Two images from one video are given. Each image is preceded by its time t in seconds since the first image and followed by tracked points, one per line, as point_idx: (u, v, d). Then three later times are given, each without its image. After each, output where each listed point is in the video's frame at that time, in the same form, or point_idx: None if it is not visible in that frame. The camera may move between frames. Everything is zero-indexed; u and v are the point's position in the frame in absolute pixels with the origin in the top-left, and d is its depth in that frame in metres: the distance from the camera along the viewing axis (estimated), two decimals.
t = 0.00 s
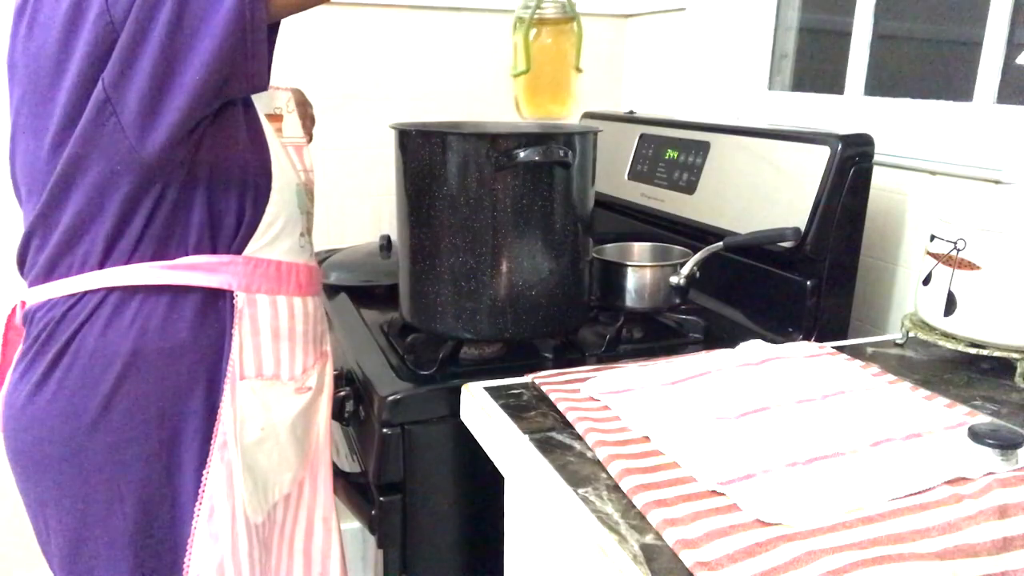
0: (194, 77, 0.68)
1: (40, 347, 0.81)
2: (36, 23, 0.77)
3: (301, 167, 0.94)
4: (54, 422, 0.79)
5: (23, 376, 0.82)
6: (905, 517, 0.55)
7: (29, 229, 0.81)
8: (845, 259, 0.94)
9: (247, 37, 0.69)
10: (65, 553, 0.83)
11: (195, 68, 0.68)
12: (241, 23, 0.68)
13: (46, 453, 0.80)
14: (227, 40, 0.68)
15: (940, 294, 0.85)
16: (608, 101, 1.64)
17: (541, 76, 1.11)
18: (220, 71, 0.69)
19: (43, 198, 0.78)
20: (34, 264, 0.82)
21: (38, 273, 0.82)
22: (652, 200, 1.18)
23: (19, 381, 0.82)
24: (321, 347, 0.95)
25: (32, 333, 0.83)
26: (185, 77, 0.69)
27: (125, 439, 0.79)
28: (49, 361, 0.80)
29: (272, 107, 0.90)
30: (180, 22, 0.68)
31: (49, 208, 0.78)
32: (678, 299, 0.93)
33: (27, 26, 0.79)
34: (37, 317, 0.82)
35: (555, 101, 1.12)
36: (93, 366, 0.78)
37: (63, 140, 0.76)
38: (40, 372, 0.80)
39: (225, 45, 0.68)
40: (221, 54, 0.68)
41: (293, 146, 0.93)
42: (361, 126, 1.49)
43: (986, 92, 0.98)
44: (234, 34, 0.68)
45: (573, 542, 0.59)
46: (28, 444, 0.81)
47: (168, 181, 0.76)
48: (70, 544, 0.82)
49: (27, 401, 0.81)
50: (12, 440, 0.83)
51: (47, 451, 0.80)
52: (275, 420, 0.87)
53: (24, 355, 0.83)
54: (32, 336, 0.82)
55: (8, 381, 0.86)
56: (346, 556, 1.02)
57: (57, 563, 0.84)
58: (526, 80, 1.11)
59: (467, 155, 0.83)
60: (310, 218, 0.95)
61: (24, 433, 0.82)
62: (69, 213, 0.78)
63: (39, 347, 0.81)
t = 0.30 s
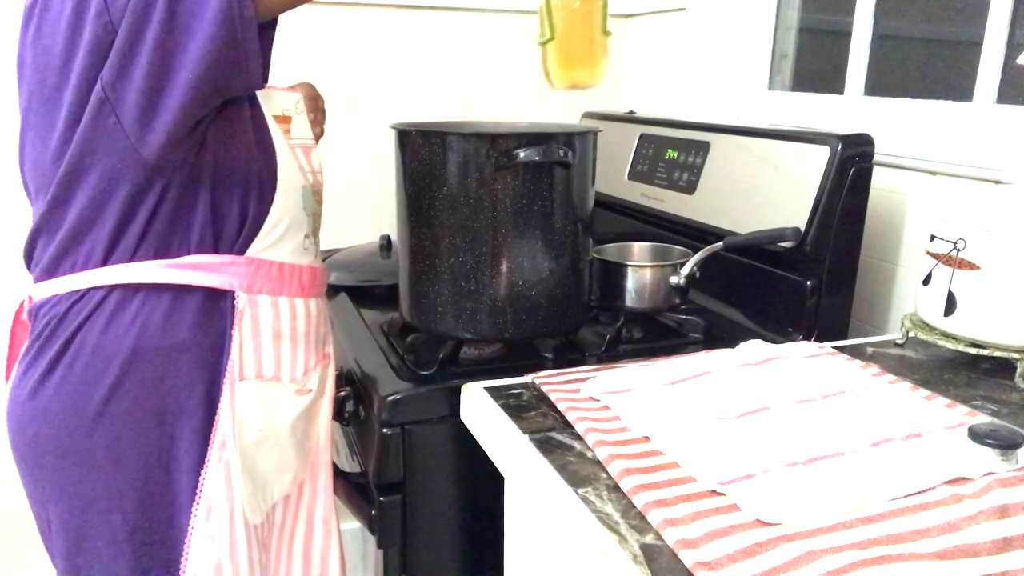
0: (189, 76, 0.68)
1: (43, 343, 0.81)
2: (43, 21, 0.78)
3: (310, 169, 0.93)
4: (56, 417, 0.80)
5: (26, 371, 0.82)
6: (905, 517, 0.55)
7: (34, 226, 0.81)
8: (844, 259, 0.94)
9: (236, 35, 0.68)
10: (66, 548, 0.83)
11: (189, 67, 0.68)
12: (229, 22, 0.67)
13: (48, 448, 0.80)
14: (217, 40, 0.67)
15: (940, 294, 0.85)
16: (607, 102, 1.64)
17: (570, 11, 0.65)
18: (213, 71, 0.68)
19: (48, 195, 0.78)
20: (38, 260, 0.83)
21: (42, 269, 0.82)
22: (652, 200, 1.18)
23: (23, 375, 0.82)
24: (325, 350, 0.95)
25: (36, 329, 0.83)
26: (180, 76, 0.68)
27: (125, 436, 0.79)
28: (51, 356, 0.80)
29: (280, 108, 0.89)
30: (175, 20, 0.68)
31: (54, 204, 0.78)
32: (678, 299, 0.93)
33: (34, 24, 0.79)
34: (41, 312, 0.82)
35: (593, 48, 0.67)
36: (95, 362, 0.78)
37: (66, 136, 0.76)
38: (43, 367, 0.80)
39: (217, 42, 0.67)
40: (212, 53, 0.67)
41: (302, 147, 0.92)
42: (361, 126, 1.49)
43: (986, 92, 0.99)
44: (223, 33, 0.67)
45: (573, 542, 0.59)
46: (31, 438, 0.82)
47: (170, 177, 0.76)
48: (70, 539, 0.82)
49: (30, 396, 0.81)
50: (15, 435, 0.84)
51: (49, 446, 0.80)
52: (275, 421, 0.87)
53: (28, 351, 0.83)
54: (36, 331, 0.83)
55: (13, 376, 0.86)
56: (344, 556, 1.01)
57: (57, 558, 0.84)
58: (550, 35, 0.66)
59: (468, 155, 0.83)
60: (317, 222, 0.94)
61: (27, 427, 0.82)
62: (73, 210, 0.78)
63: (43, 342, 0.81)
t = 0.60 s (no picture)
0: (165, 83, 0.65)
1: (39, 340, 0.81)
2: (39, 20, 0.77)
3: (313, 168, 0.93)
4: (49, 415, 0.79)
5: (24, 368, 0.82)
6: (905, 517, 0.55)
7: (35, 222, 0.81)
8: (844, 259, 0.94)
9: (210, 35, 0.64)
10: (61, 544, 0.83)
11: (165, 76, 0.65)
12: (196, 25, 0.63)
13: (43, 445, 0.80)
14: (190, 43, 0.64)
15: (940, 294, 0.85)
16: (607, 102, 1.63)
17: None
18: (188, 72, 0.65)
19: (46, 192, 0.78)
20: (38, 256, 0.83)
21: (41, 266, 0.82)
22: (652, 200, 1.18)
23: (21, 372, 0.83)
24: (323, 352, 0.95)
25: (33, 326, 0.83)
26: (158, 83, 0.65)
27: (117, 435, 0.79)
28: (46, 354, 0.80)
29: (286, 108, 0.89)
30: (151, 19, 0.65)
31: (53, 201, 0.78)
32: (678, 299, 0.93)
33: (32, 20, 0.78)
34: (38, 310, 0.82)
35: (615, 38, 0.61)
36: (87, 361, 0.78)
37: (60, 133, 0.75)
38: (38, 365, 0.80)
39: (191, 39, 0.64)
40: (186, 56, 0.64)
41: (306, 147, 0.92)
42: (361, 126, 1.49)
43: (986, 92, 0.99)
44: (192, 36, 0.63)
45: (573, 542, 0.59)
46: (26, 435, 0.82)
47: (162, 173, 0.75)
48: (65, 536, 0.82)
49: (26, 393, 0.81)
50: (12, 431, 0.84)
51: (43, 443, 0.80)
52: (268, 423, 0.86)
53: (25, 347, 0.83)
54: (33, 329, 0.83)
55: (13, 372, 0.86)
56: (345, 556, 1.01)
57: (53, 553, 0.85)
58: (566, 17, 0.60)
59: (467, 155, 0.83)
60: (321, 222, 0.95)
61: (22, 424, 0.82)
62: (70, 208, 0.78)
63: (39, 340, 0.81)
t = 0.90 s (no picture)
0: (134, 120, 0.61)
1: (25, 346, 0.80)
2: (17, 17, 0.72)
3: (308, 172, 0.93)
4: (33, 422, 0.78)
5: (10, 372, 0.81)
6: (905, 517, 0.55)
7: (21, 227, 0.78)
8: (844, 259, 0.94)
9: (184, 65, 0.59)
10: (44, 549, 0.82)
11: (132, 113, 0.60)
12: (168, 57, 0.58)
13: (28, 452, 0.79)
14: (162, 74, 0.58)
15: (940, 294, 0.85)
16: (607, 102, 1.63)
17: (608, 24, 0.54)
18: (158, 102, 0.60)
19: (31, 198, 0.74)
20: (25, 259, 0.81)
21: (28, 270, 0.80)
22: (653, 200, 1.18)
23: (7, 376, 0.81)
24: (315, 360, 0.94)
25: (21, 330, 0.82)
26: (126, 120, 0.61)
27: (101, 445, 0.78)
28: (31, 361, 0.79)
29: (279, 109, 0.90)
30: (119, 49, 0.60)
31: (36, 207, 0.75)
32: (678, 299, 0.93)
33: (13, 19, 0.73)
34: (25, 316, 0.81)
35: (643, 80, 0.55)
36: (72, 370, 0.77)
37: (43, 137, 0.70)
38: (23, 371, 0.79)
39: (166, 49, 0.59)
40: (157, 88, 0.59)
41: (300, 150, 0.93)
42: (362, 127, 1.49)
43: (986, 92, 0.99)
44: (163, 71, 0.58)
45: (573, 542, 0.59)
46: (11, 441, 0.81)
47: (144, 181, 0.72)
48: (48, 542, 0.81)
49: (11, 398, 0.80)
50: None
51: (29, 450, 0.79)
52: (261, 435, 0.85)
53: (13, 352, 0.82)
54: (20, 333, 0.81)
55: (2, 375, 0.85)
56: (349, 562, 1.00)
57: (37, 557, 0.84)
58: (587, 53, 0.55)
59: (468, 155, 0.83)
60: (316, 226, 0.95)
61: (7, 429, 0.81)
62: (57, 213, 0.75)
63: (24, 346, 0.80)
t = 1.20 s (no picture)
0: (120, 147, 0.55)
1: None
2: None
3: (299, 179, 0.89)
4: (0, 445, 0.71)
5: None
6: (905, 517, 0.55)
7: None
8: (845, 260, 0.94)
9: (183, 97, 0.53)
10: None
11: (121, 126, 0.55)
12: (166, 89, 0.53)
13: None
14: (156, 106, 0.53)
15: (940, 294, 0.85)
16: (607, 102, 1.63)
17: (654, 125, 0.54)
18: (149, 129, 0.55)
19: None
20: None
21: None
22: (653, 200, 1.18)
23: None
24: (306, 375, 0.91)
25: None
26: (111, 143, 0.56)
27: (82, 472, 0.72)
28: None
29: (267, 114, 0.87)
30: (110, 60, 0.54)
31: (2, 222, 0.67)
32: (678, 299, 0.93)
33: None
34: None
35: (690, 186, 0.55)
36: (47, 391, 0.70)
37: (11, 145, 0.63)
38: None
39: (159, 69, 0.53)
40: (150, 120, 0.54)
41: (291, 156, 0.88)
42: (362, 126, 1.49)
43: (985, 92, 0.99)
44: (158, 105, 0.53)
45: (573, 541, 0.59)
46: None
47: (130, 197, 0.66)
48: None
49: None
50: None
51: None
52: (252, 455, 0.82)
53: None
54: None
55: None
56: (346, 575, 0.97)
57: None
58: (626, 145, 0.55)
59: (468, 155, 0.83)
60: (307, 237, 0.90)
61: None
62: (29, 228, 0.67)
63: None
